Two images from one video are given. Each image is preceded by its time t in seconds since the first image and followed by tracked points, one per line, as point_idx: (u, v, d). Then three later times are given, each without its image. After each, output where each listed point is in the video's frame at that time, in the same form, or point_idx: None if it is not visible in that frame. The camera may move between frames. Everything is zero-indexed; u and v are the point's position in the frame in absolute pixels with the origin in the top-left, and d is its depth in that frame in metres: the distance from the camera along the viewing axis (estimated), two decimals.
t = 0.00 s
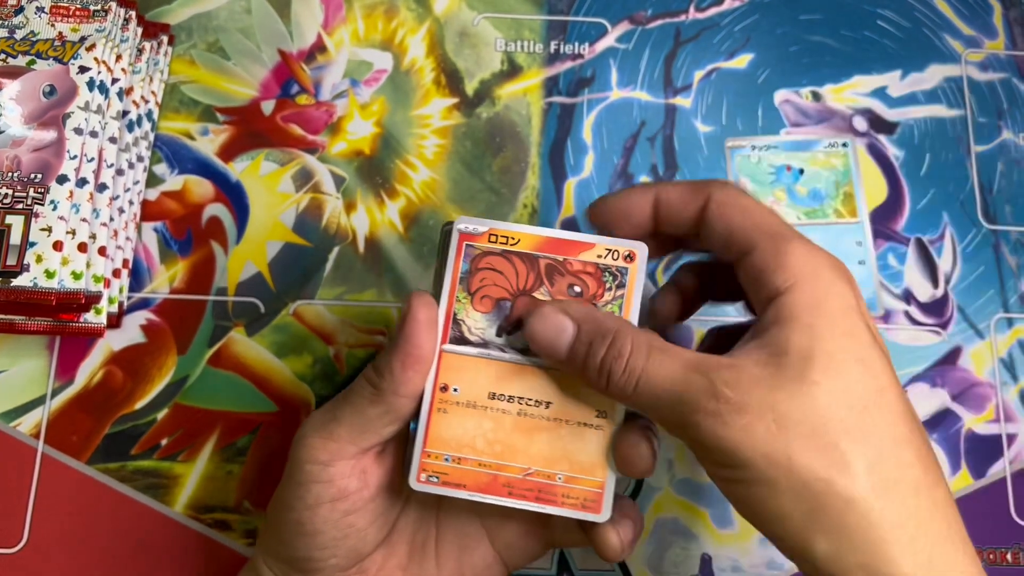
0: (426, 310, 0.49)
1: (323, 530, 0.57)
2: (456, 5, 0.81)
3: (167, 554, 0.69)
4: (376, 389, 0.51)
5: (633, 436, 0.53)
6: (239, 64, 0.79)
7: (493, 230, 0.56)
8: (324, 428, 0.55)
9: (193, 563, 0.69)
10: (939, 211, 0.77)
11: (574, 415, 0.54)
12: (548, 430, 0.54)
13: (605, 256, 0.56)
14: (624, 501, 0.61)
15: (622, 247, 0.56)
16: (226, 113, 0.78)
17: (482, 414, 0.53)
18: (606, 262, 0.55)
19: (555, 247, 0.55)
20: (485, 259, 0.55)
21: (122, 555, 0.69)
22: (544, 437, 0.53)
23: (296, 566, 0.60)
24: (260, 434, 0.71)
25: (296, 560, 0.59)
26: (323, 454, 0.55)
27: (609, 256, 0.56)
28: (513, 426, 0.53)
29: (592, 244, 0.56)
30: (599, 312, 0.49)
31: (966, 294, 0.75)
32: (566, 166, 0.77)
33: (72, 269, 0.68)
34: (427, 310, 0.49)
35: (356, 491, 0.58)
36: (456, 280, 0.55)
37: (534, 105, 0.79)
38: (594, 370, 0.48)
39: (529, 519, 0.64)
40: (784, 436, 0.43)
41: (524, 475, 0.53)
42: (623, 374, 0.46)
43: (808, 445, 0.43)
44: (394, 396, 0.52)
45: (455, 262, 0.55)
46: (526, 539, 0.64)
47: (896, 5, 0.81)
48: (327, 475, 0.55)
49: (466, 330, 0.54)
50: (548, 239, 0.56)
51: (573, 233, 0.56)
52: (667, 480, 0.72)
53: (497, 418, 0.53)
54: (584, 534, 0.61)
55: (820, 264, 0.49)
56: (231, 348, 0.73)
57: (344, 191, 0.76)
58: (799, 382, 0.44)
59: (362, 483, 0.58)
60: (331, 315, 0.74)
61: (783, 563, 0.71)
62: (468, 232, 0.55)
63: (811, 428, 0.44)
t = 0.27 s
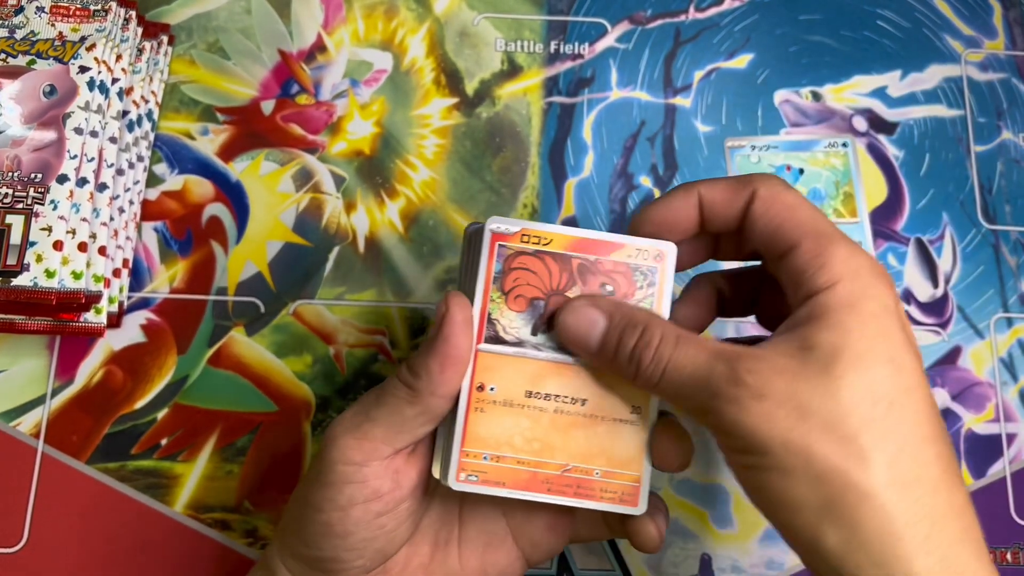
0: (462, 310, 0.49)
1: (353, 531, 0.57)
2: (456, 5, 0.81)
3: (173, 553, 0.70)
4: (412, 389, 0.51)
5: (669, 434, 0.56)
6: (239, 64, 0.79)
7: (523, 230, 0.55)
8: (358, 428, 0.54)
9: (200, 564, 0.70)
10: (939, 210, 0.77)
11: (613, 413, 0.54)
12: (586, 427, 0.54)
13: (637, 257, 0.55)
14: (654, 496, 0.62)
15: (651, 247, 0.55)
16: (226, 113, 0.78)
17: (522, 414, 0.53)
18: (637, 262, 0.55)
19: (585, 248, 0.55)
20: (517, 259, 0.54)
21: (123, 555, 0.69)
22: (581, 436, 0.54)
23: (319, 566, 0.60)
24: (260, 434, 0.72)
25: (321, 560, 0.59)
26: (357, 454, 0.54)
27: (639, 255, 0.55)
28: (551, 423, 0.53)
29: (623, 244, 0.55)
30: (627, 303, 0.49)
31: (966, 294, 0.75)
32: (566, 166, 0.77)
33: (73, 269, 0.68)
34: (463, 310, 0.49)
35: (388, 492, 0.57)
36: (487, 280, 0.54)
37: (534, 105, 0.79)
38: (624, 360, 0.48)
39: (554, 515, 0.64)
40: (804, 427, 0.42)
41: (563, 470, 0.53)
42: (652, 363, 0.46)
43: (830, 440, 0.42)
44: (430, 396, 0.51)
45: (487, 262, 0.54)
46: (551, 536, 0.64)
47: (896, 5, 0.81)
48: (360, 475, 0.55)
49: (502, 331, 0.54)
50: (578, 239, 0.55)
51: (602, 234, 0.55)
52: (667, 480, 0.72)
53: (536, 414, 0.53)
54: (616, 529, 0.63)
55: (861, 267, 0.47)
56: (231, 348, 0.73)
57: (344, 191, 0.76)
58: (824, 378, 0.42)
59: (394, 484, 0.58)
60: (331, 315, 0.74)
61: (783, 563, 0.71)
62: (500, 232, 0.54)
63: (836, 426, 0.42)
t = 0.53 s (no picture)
0: (475, 315, 0.49)
1: (357, 529, 0.57)
2: (456, 5, 0.81)
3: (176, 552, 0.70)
4: (419, 389, 0.51)
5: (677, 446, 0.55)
6: (239, 64, 0.79)
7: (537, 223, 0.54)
8: (364, 428, 0.54)
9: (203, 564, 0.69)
10: (939, 211, 0.77)
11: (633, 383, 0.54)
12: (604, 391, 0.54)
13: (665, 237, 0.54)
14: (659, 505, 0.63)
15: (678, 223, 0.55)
16: (226, 113, 0.78)
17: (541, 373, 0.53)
18: (672, 237, 0.54)
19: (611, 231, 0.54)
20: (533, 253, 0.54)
21: (123, 555, 0.69)
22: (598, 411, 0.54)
23: (322, 563, 0.60)
24: (260, 434, 0.72)
25: (323, 557, 0.59)
26: (362, 454, 0.55)
27: (677, 231, 0.54)
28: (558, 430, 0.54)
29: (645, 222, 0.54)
30: (662, 260, 0.51)
31: (965, 294, 0.75)
32: (566, 166, 0.77)
33: (72, 269, 0.68)
34: (475, 315, 0.49)
35: (393, 493, 0.58)
36: (505, 279, 0.53)
37: (534, 105, 0.79)
38: (662, 310, 0.50)
39: (556, 522, 0.64)
40: (849, 355, 0.44)
41: (568, 478, 0.54)
42: (690, 308, 0.48)
43: (879, 367, 0.43)
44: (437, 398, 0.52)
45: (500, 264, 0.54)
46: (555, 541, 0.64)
47: (896, 5, 0.81)
48: (365, 474, 0.55)
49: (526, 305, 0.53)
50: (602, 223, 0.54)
51: (644, 204, 0.54)
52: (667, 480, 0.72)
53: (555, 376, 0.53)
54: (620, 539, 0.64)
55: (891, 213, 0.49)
56: (231, 348, 0.73)
57: (344, 191, 0.76)
58: (867, 312, 0.44)
59: (399, 484, 0.58)
60: (331, 315, 0.74)
61: (782, 563, 0.71)
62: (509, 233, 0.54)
63: (885, 355, 0.43)
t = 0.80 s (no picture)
0: (462, 317, 0.52)
1: (344, 528, 0.58)
2: (457, 5, 0.81)
3: (174, 552, 0.70)
4: (405, 390, 0.53)
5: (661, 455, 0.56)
6: (239, 64, 0.79)
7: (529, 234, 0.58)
8: (351, 427, 0.56)
9: (199, 564, 0.70)
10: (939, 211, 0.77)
11: (609, 394, 0.57)
12: (580, 399, 0.57)
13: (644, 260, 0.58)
14: (648, 512, 0.64)
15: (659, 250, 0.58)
16: (226, 113, 0.78)
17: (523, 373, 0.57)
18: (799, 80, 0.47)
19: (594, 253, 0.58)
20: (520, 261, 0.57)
21: (123, 555, 0.69)
22: (574, 417, 0.57)
23: (310, 563, 0.60)
24: (261, 433, 0.72)
25: (311, 556, 0.60)
26: (350, 453, 0.56)
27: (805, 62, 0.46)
28: (543, 435, 0.57)
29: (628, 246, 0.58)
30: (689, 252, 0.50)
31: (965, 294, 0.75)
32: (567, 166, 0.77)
33: (73, 269, 0.68)
34: (463, 316, 0.52)
35: (380, 492, 0.58)
36: (491, 283, 0.57)
37: (535, 105, 0.79)
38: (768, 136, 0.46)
39: (543, 524, 0.64)
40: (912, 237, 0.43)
41: (553, 482, 0.57)
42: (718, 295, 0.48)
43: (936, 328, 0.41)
44: (424, 399, 0.54)
45: (490, 269, 0.57)
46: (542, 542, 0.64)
47: (896, 5, 0.81)
48: (353, 473, 0.56)
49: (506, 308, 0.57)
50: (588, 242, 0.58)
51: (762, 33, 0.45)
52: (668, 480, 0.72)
53: (536, 373, 0.57)
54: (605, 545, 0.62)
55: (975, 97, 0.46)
56: (231, 348, 0.73)
57: (344, 191, 0.76)
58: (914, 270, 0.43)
59: (386, 483, 0.59)
60: (331, 315, 0.74)
61: (783, 563, 0.71)
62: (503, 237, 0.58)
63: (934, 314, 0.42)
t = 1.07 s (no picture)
0: (456, 304, 0.52)
1: (341, 521, 0.57)
2: (457, 5, 0.81)
3: (176, 549, 0.70)
4: (400, 380, 0.53)
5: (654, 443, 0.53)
6: (239, 64, 0.79)
7: (522, 228, 0.57)
8: (347, 419, 0.56)
9: (200, 562, 0.69)
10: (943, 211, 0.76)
11: (603, 383, 0.55)
12: (576, 388, 0.55)
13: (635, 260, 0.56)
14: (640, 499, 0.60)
15: (650, 251, 0.56)
16: (226, 113, 0.78)
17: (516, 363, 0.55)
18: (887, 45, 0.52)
19: (587, 250, 0.56)
20: (513, 253, 0.56)
21: (124, 555, 0.69)
22: (568, 406, 0.55)
23: (308, 556, 0.60)
24: (261, 434, 0.71)
25: (308, 550, 0.59)
26: (345, 445, 0.55)
27: None
28: (535, 424, 0.55)
29: (620, 246, 0.56)
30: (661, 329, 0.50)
31: (967, 294, 0.75)
32: (567, 166, 0.77)
33: (73, 269, 0.68)
34: (457, 304, 0.52)
35: (376, 484, 0.58)
36: (484, 274, 0.56)
37: (535, 105, 0.78)
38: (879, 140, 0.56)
39: (541, 515, 0.62)
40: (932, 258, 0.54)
41: (545, 472, 0.55)
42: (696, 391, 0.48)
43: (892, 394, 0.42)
44: (417, 389, 0.53)
45: (484, 260, 0.56)
46: (540, 534, 0.62)
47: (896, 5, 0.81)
48: (347, 466, 0.56)
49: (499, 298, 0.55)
50: (582, 239, 0.56)
51: None
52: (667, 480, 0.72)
53: (529, 363, 0.55)
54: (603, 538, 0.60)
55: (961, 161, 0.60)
56: (231, 348, 0.73)
57: (345, 191, 0.76)
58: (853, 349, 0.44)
59: (381, 476, 0.58)
60: (331, 315, 0.74)
61: (783, 563, 0.71)
62: (498, 228, 0.56)
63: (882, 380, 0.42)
